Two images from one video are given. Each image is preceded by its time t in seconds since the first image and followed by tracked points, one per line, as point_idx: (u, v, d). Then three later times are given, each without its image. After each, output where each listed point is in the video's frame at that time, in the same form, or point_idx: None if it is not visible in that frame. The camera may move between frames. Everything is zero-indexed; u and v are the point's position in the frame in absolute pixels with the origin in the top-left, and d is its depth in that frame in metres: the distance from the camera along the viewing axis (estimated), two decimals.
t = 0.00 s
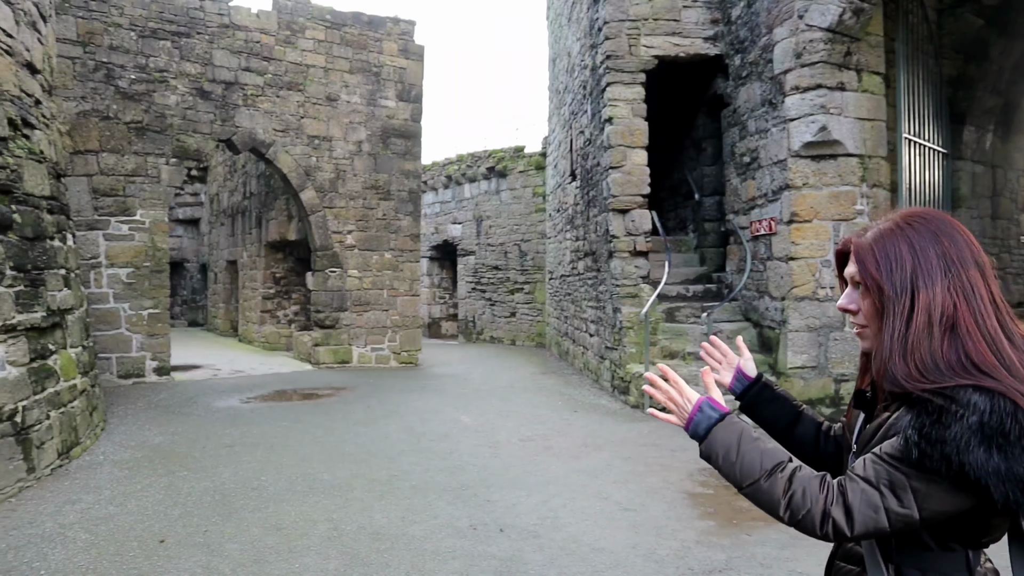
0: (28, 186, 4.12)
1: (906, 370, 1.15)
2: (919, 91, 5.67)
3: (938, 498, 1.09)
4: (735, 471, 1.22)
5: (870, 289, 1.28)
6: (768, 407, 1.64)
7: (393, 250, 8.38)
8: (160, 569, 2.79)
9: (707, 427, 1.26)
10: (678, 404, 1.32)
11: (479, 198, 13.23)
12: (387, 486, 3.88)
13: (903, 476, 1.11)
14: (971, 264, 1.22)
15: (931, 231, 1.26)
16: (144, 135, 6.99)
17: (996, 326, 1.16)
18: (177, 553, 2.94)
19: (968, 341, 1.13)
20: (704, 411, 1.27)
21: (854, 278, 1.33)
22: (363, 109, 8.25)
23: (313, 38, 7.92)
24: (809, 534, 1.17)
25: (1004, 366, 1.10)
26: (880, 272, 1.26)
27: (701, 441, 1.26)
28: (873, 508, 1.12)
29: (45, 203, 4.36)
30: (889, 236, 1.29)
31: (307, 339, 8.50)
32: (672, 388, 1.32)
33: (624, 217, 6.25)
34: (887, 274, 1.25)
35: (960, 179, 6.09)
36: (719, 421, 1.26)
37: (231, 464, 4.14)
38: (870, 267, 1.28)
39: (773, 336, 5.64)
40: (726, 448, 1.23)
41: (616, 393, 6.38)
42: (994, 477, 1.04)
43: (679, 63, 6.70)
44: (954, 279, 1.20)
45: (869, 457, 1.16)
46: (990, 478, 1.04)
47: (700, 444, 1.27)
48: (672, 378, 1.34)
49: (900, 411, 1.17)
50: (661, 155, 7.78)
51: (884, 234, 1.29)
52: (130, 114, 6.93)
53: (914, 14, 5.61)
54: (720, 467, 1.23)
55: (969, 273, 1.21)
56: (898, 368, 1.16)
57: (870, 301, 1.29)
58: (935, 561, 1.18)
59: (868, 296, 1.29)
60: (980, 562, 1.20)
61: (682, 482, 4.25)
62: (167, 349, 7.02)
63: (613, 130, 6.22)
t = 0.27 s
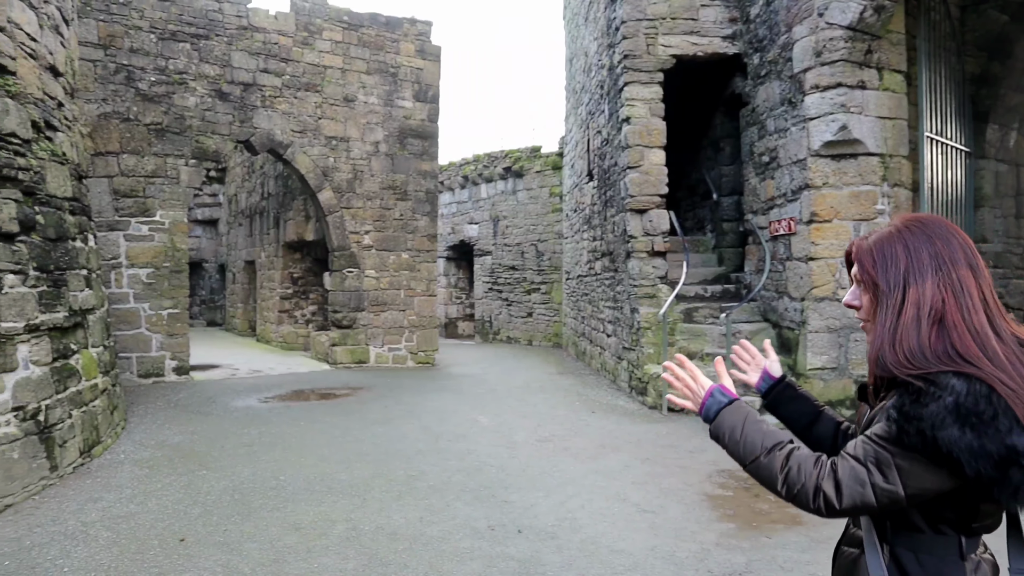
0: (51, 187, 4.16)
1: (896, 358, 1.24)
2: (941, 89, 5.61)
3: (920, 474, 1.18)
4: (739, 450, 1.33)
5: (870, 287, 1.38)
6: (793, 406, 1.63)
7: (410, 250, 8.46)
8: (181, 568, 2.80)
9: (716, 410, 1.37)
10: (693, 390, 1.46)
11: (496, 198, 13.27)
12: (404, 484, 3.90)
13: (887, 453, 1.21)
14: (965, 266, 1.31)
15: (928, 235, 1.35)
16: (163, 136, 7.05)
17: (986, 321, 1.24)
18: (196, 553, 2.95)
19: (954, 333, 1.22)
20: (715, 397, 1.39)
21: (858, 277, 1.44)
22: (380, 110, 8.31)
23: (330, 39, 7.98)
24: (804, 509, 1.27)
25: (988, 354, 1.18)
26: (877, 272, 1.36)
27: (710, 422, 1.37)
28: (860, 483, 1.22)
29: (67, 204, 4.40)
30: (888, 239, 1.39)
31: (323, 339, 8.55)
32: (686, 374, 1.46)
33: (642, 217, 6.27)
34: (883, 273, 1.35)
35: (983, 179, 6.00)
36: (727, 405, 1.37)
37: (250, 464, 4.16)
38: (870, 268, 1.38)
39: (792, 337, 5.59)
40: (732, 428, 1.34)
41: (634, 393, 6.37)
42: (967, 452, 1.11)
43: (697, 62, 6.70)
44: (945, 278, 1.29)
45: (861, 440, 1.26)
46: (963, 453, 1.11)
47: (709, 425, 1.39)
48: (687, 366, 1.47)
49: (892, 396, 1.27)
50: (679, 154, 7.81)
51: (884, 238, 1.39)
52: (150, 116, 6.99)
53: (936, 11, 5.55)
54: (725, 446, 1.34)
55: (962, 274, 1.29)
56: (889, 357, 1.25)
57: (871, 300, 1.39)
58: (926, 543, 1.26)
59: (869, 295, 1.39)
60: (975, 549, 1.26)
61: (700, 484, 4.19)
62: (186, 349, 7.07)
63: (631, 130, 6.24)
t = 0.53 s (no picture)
0: (71, 187, 4.19)
1: (883, 344, 1.34)
2: (964, 86, 5.52)
3: (899, 453, 1.29)
4: (747, 429, 1.49)
5: (872, 282, 1.48)
6: (827, 396, 1.74)
7: (426, 250, 8.57)
8: (198, 567, 2.80)
9: (731, 393, 1.53)
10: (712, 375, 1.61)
11: (512, 197, 13.30)
12: (420, 484, 3.90)
13: (872, 434, 1.33)
14: (964, 264, 1.39)
15: (930, 235, 1.44)
16: (181, 136, 7.10)
17: (975, 313, 1.31)
18: (215, 551, 2.96)
19: (940, 321, 1.30)
20: (730, 382, 1.54)
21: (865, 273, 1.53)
22: (396, 109, 8.39)
23: (346, 39, 8.05)
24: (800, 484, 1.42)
25: (969, 342, 1.25)
26: (879, 268, 1.46)
27: (724, 403, 1.53)
28: (845, 460, 1.35)
29: (87, 204, 4.44)
30: (893, 238, 1.48)
31: (340, 338, 8.70)
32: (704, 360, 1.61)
33: (659, 216, 6.25)
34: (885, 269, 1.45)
35: (1006, 177, 5.89)
36: (740, 390, 1.52)
37: (268, 463, 4.16)
38: (874, 264, 1.48)
39: (812, 337, 5.53)
40: (742, 410, 1.49)
41: (651, 393, 6.34)
42: (931, 429, 1.21)
43: (714, 60, 6.66)
44: (941, 274, 1.37)
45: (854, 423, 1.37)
46: (925, 429, 1.21)
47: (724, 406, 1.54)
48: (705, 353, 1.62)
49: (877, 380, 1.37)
50: (698, 153, 7.82)
51: (890, 236, 1.49)
52: (168, 116, 7.04)
53: (959, 7, 5.47)
54: (736, 425, 1.50)
55: (959, 271, 1.37)
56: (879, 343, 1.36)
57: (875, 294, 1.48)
58: (912, 519, 1.35)
59: (872, 289, 1.49)
60: (964, 530, 1.32)
61: (719, 484, 4.15)
62: (203, 348, 7.12)
63: (648, 129, 6.22)
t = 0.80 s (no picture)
0: (85, 185, 4.20)
1: (864, 343, 1.46)
2: (986, 82, 5.41)
3: (873, 449, 1.39)
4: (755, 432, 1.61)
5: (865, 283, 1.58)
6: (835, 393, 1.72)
7: (439, 249, 8.61)
8: (211, 568, 2.77)
9: (741, 397, 1.66)
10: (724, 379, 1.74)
11: (524, 196, 13.30)
12: (434, 484, 3.86)
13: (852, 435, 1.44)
14: (954, 269, 1.47)
15: (924, 241, 1.52)
16: (194, 135, 7.10)
17: (956, 313, 1.40)
18: (229, 552, 2.93)
19: (916, 320, 1.40)
20: (740, 387, 1.67)
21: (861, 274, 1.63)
22: (409, 108, 8.44)
23: (359, 37, 8.08)
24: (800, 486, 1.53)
25: (941, 339, 1.35)
26: (873, 269, 1.55)
27: (735, 407, 1.66)
28: (833, 463, 1.45)
29: (100, 202, 4.44)
30: (890, 241, 1.57)
31: (352, 337, 8.75)
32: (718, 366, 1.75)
33: (675, 215, 6.21)
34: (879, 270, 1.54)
35: None
36: (750, 394, 1.65)
37: (280, 463, 4.14)
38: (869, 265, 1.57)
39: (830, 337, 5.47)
40: (750, 413, 1.62)
41: (665, 394, 6.28)
42: (886, 415, 1.33)
43: (730, 57, 6.60)
44: (928, 277, 1.46)
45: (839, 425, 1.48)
46: (882, 416, 1.34)
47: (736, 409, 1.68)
48: (719, 359, 1.76)
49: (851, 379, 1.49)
50: (713, 151, 7.78)
51: (887, 239, 1.57)
52: (181, 115, 7.04)
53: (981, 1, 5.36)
54: (745, 428, 1.63)
55: (947, 274, 1.45)
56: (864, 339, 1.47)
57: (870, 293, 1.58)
58: (883, 505, 1.45)
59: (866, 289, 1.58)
60: (933, 517, 1.39)
61: (737, 486, 4.10)
62: (217, 347, 7.12)
63: (664, 126, 6.18)
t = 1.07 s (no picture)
0: (99, 184, 4.17)
1: (844, 346, 1.45)
2: (1016, 76, 5.24)
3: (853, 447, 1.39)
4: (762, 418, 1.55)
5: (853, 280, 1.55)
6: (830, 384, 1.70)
7: (455, 248, 8.57)
8: (226, 573, 2.72)
9: (756, 379, 1.56)
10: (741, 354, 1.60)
11: (540, 195, 13.24)
12: (451, 488, 3.78)
13: (838, 433, 1.42)
14: (939, 267, 1.45)
15: (913, 238, 1.49)
16: (209, 134, 7.08)
17: (937, 312, 1.40)
18: (243, 557, 2.88)
19: (896, 325, 1.39)
20: (759, 368, 1.56)
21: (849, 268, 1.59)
22: (424, 106, 8.40)
23: (374, 35, 8.05)
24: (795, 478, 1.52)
25: (921, 339, 1.35)
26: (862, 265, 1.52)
27: (748, 388, 1.57)
28: (826, 456, 1.43)
29: (115, 201, 4.43)
30: (878, 235, 1.53)
31: (367, 337, 8.73)
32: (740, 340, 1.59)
33: (694, 213, 6.12)
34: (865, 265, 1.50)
35: None
36: (766, 379, 1.55)
37: (295, 464, 4.09)
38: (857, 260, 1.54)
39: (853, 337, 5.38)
40: (762, 399, 1.54)
41: (685, 395, 6.18)
42: (865, 414, 1.34)
43: (750, 53, 6.48)
44: (915, 276, 1.44)
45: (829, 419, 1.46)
46: (861, 415, 1.34)
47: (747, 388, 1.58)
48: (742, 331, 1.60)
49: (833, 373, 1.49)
50: (733, 148, 7.67)
51: (876, 233, 1.53)
52: (197, 114, 7.03)
53: None
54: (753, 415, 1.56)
55: (931, 273, 1.44)
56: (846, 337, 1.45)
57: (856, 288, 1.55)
58: (867, 485, 1.44)
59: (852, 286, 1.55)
60: (914, 496, 1.39)
61: (761, 491, 3.99)
62: (231, 346, 7.10)
63: (683, 123, 6.07)
